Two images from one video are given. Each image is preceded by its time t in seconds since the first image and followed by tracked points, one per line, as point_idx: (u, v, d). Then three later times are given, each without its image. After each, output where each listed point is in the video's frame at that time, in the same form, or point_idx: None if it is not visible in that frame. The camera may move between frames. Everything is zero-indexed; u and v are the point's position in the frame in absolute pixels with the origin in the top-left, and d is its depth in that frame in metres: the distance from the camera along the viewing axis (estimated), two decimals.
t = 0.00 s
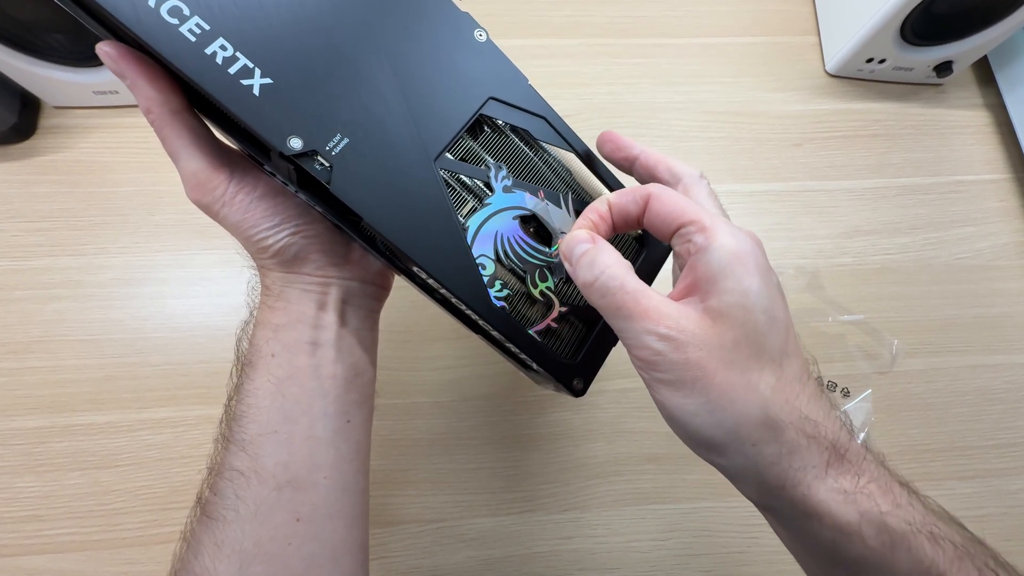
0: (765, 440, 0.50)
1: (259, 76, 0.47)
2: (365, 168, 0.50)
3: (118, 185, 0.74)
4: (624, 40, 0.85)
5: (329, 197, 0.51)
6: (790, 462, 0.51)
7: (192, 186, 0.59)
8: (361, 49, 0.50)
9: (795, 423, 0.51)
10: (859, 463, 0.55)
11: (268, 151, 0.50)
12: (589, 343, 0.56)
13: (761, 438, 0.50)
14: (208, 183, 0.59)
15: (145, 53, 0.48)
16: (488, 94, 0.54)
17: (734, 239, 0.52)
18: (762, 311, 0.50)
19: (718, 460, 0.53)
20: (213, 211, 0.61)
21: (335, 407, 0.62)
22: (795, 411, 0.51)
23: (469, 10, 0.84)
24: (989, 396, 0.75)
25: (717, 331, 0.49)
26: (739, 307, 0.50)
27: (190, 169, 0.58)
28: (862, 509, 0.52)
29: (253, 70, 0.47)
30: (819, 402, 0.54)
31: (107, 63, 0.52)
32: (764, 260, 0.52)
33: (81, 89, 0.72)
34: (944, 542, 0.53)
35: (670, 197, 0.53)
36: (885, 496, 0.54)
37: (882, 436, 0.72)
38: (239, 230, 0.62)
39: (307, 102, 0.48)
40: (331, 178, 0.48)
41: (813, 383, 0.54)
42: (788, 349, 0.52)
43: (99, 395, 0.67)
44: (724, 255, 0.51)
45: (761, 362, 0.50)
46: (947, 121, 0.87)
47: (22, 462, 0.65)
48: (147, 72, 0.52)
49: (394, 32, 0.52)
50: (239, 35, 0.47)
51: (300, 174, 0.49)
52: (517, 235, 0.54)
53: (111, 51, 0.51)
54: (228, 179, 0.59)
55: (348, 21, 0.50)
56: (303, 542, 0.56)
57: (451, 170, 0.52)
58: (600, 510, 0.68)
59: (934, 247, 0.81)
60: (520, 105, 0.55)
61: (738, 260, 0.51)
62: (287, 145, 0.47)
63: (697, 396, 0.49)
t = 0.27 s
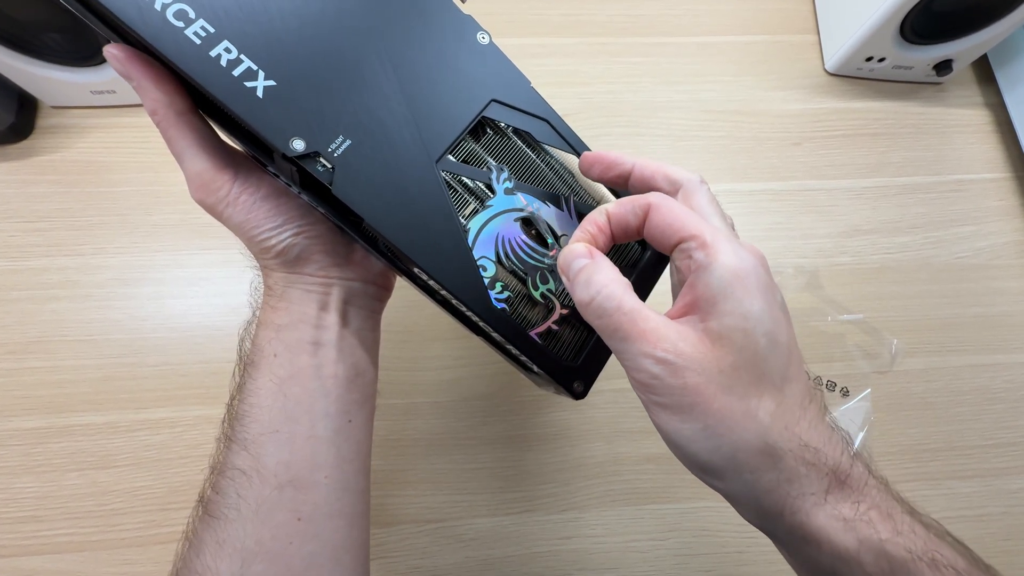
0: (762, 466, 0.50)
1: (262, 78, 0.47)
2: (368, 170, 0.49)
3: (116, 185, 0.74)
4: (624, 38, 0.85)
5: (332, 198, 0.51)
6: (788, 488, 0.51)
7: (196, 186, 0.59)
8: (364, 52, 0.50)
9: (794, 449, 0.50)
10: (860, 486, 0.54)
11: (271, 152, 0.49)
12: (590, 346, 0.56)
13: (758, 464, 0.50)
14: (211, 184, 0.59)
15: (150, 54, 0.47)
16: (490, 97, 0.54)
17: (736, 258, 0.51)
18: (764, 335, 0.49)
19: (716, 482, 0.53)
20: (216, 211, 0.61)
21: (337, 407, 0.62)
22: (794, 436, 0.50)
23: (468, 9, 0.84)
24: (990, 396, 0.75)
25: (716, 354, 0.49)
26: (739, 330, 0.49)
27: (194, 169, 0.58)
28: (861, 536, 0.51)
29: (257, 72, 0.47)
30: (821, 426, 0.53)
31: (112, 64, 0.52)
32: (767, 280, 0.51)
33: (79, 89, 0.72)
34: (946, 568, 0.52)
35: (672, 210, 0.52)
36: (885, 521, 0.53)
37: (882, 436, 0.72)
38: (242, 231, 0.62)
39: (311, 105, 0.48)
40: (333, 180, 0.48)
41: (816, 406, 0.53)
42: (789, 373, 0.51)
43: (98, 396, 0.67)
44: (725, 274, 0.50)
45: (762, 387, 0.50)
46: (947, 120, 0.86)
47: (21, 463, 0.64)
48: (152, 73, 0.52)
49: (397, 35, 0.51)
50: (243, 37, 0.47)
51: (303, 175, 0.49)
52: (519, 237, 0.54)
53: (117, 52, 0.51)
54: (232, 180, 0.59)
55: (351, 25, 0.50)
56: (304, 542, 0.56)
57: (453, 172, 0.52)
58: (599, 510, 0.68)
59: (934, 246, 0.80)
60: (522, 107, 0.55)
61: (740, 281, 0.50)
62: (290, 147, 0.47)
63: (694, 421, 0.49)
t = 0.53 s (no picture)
0: (769, 480, 0.50)
1: (265, 76, 0.47)
2: (369, 170, 0.49)
3: (115, 185, 0.74)
4: (623, 38, 0.85)
5: (334, 197, 0.51)
6: (796, 502, 0.51)
7: (198, 185, 0.59)
8: (366, 52, 0.50)
9: (802, 464, 0.50)
10: (868, 498, 0.54)
11: (273, 151, 0.49)
12: (590, 347, 0.56)
13: (765, 479, 0.50)
14: (213, 182, 0.59)
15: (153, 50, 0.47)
16: (492, 97, 0.54)
17: (742, 269, 0.51)
18: (770, 348, 0.49)
19: (722, 495, 0.53)
20: (217, 210, 0.61)
21: (338, 406, 0.62)
22: (802, 450, 0.50)
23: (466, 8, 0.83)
24: (989, 394, 0.75)
25: (721, 368, 0.48)
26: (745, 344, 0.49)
27: (196, 168, 0.58)
28: (869, 549, 0.51)
29: (259, 71, 0.47)
30: (830, 440, 0.53)
31: (114, 62, 0.52)
32: (773, 291, 0.51)
33: (78, 88, 0.71)
34: None
35: (676, 218, 0.52)
36: (892, 533, 0.53)
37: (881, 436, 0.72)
38: (244, 229, 0.62)
39: (313, 104, 0.48)
40: (335, 179, 0.48)
41: (823, 419, 0.53)
42: (797, 387, 0.50)
43: (96, 395, 0.67)
44: (731, 286, 0.50)
45: (768, 401, 0.49)
46: (947, 118, 0.86)
47: (19, 463, 0.64)
48: (154, 70, 0.52)
49: (399, 35, 0.51)
50: (246, 36, 0.47)
51: (305, 174, 0.49)
52: (519, 237, 0.54)
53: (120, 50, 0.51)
54: (233, 178, 0.59)
55: (354, 24, 0.50)
56: (305, 541, 0.56)
57: (455, 171, 0.52)
58: (598, 509, 0.68)
59: (934, 245, 0.80)
60: (523, 107, 0.55)
61: (745, 292, 0.50)
62: (291, 145, 0.47)
63: (700, 435, 0.49)
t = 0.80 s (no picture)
0: (769, 490, 0.50)
1: (272, 77, 0.47)
2: (374, 171, 0.49)
3: (115, 185, 0.74)
4: (623, 37, 0.85)
5: (338, 198, 0.51)
6: (796, 511, 0.51)
7: (203, 184, 0.59)
8: (372, 55, 0.50)
9: (802, 474, 0.50)
10: (869, 506, 0.54)
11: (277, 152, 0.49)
12: (592, 349, 0.56)
13: (765, 489, 0.50)
14: (218, 182, 0.59)
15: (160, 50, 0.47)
16: (496, 100, 0.54)
17: (748, 278, 0.50)
18: (774, 359, 0.48)
19: (722, 503, 0.53)
20: (222, 210, 0.61)
21: (340, 407, 0.62)
22: (802, 460, 0.50)
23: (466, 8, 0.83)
24: (989, 394, 0.75)
25: (724, 379, 0.48)
26: (748, 355, 0.48)
27: (202, 167, 0.58)
28: (869, 558, 0.51)
29: (266, 72, 0.47)
30: (831, 450, 0.53)
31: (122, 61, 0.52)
32: (779, 301, 0.50)
33: (78, 89, 0.72)
34: None
35: (681, 223, 0.52)
36: (893, 542, 0.53)
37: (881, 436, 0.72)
38: (248, 229, 0.62)
39: (319, 106, 0.48)
40: (339, 180, 0.48)
41: (825, 428, 0.53)
42: (799, 397, 0.50)
43: (96, 395, 0.67)
44: (735, 295, 0.49)
45: (770, 412, 0.49)
46: (947, 118, 0.86)
47: (19, 463, 0.64)
48: (161, 70, 0.52)
49: (405, 38, 0.51)
50: (254, 37, 0.47)
51: (309, 175, 0.49)
52: (522, 240, 0.54)
53: (127, 50, 0.51)
54: (238, 178, 0.59)
55: (360, 27, 0.50)
56: (307, 541, 0.56)
57: (459, 173, 0.52)
58: (599, 509, 0.68)
59: (933, 245, 0.80)
60: (528, 110, 0.55)
61: (751, 302, 0.49)
62: (297, 146, 0.47)
63: (700, 445, 0.49)
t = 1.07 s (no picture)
0: (759, 479, 0.50)
1: (274, 79, 0.47)
2: (375, 171, 0.49)
3: (115, 185, 0.74)
4: (622, 39, 0.85)
5: (339, 198, 0.51)
6: (785, 501, 0.50)
7: (204, 185, 0.59)
8: (372, 56, 0.50)
9: (793, 465, 0.49)
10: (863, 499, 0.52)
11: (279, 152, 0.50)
12: (591, 349, 0.56)
13: (754, 479, 0.50)
14: (219, 182, 0.59)
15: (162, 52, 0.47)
16: (496, 102, 0.54)
17: (754, 273, 0.49)
18: (772, 353, 0.48)
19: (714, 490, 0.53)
20: (223, 210, 0.61)
21: (340, 407, 0.62)
22: (794, 451, 0.49)
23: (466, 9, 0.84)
24: (989, 394, 0.75)
25: (720, 371, 0.48)
26: (747, 348, 0.48)
27: (203, 168, 0.58)
28: (857, 551, 0.50)
29: (268, 74, 0.47)
30: (826, 443, 0.52)
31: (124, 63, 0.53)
32: (783, 297, 0.49)
33: (79, 90, 0.72)
34: None
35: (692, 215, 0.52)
36: (883, 535, 0.51)
37: (881, 436, 0.72)
38: (248, 229, 0.62)
39: (320, 107, 0.48)
40: (340, 180, 0.48)
41: (822, 421, 0.52)
42: (796, 390, 0.49)
43: (96, 396, 0.67)
44: (738, 288, 0.49)
45: (766, 404, 0.48)
46: (946, 119, 0.86)
47: (19, 463, 0.64)
48: (163, 72, 0.52)
49: (405, 40, 0.52)
50: (255, 38, 0.47)
51: (311, 175, 0.49)
52: (521, 240, 0.54)
53: (129, 52, 0.51)
54: (239, 179, 0.59)
55: (360, 28, 0.50)
56: (306, 541, 0.56)
57: (458, 174, 0.52)
58: (598, 509, 0.68)
59: (933, 245, 0.80)
60: (527, 112, 0.55)
61: (754, 297, 0.48)
62: (298, 147, 0.47)
63: (694, 433, 0.49)
